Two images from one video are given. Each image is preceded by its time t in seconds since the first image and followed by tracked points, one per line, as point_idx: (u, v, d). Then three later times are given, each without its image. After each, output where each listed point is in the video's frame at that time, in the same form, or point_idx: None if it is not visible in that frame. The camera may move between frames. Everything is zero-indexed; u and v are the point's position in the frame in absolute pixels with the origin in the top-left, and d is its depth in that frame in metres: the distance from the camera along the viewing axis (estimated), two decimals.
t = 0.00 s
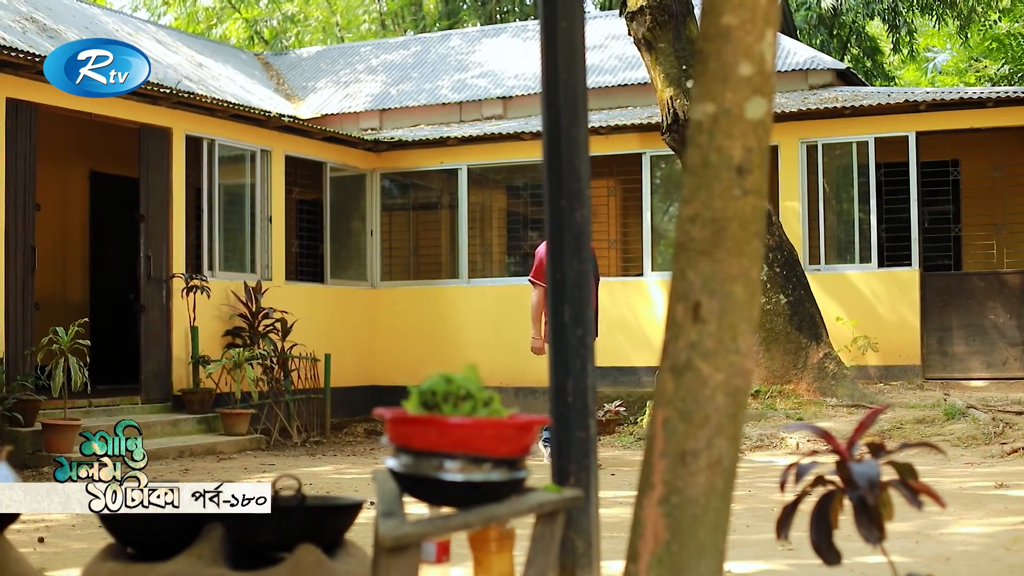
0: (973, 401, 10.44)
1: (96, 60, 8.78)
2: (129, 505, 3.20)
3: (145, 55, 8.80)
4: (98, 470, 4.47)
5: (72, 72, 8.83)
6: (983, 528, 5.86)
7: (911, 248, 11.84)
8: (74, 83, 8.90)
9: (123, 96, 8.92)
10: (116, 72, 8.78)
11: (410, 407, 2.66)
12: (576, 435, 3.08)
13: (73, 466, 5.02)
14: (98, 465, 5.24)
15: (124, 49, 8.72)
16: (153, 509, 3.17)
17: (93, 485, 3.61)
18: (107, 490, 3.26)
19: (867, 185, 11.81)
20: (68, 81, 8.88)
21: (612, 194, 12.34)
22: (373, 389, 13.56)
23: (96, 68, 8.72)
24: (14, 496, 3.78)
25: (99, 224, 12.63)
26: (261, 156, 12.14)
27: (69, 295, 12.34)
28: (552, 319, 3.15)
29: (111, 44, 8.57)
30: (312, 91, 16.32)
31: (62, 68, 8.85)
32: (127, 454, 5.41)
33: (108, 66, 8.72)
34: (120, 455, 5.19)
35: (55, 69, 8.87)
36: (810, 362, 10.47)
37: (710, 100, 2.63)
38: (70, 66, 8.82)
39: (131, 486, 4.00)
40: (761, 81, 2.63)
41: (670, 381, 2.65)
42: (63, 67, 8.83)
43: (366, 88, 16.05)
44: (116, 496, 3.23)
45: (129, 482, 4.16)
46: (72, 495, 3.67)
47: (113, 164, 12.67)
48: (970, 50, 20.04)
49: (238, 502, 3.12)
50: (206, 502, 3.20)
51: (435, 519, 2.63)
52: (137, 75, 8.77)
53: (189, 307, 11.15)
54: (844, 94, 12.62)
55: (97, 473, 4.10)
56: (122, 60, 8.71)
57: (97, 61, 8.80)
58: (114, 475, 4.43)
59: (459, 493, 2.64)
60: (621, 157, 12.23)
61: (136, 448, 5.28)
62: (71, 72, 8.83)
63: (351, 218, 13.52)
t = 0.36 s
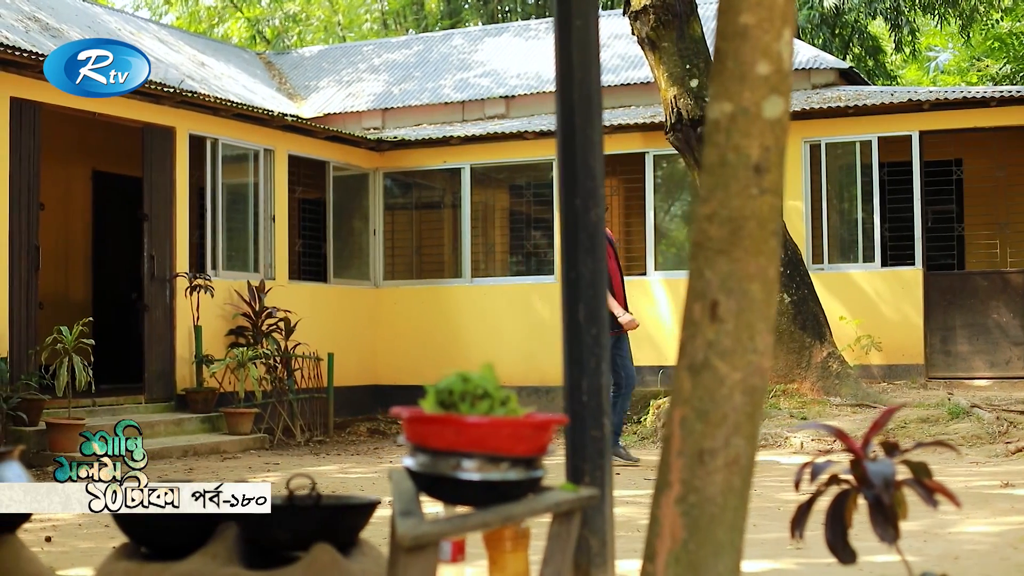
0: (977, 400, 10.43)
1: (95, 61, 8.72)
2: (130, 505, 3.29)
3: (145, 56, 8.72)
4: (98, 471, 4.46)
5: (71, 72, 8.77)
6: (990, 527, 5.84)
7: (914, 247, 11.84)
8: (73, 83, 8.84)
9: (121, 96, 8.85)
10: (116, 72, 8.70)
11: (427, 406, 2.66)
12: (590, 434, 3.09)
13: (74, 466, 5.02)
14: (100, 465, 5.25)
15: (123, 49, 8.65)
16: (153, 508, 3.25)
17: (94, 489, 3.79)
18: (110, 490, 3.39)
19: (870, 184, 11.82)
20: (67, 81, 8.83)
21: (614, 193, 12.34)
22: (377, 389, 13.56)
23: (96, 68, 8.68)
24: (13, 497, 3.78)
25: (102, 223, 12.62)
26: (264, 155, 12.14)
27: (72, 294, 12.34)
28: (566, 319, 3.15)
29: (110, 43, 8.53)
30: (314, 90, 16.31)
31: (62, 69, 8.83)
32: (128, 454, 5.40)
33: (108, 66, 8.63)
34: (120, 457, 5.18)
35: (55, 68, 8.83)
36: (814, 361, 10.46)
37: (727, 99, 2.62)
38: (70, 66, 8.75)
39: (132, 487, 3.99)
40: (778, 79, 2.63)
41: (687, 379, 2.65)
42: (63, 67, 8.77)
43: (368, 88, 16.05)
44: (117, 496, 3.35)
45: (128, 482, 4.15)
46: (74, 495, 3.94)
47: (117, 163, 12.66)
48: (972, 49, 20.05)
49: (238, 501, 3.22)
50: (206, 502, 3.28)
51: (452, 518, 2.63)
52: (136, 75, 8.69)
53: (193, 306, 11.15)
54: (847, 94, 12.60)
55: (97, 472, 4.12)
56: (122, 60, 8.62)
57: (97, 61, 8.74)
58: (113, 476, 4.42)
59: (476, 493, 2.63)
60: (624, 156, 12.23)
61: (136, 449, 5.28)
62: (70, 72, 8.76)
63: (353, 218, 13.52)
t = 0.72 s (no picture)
0: (979, 400, 10.42)
1: (95, 61, 8.68)
2: (131, 505, 3.31)
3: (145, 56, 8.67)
4: (103, 470, 4.47)
5: (71, 72, 8.72)
6: (996, 526, 5.83)
7: (915, 246, 11.85)
8: (72, 83, 8.79)
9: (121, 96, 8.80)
10: (116, 72, 8.65)
11: (442, 405, 2.66)
12: (604, 433, 3.09)
13: (73, 466, 5.02)
14: (102, 465, 5.25)
15: (123, 49, 8.61)
16: (153, 508, 3.28)
17: (95, 487, 3.81)
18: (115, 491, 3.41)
19: (871, 184, 11.82)
20: (67, 81, 8.78)
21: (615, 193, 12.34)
22: (379, 389, 13.56)
23: (96, 68, 8.62)
24: (13, 496, 3.78)
25: (103, 223, 12.60)
26: (265, 155, 12.12)
27: (73, 294, 12.33)
28: (579, 318, 3.15)
29: (110, 44, 8.47)
30: (315, 89, 16.30)
31: (63, 68, 8.75)
32: (128, 454, 5.39)
33: (108, 66, 8.59)
34: (122, 456, 5.18)
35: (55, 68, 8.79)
36: (815, 361, 10.46)
37: (743, 99, 2.63)
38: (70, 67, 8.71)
39: (132, 487, 3.99)
40: (794, 78, 2.62)
41: (703, 378, 2.65)
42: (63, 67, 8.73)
43: (369, 87, 16.04)
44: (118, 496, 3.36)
45: (128, 483, 4.15)
46: (75, 494, 3.83)
47: (118, 162, 12.65)
48: (973, 49, 20.05)
49: (239, 501, 3.27)
50: (206, 502, 3.29)
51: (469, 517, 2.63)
52: (137, 75, 8.66)
53: (194, 306, 11.14)
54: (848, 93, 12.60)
55: (100, 473, 4.13)
56: (122, 60, 8.58)
57: (97, 61, 8.69)
58: (115, 476, 4.42)
59: (493, 492, 2.64)
60: (625, 156, 12.22)
61: (136, 449, 5.27)
62: (71, 72, 8.71)
63: (354, 218, 13.51)
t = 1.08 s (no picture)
0: (977, 399, 10.43)
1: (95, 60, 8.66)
2: (131, 505, 3.30)
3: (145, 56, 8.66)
4: (103, 470, 4.45)
5: (71, 72, 8.70)
6: (998, 525, 5.83)
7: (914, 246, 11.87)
8: (73, 83, 8.77)
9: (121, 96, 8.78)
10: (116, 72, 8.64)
11: (456, 404, 2.66)
12: (614, 432, 3.08)
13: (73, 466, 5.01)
14: (102, 465, 5.23)
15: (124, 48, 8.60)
16: (153, 508, 3.28)
17: (95, 486, 3.72)
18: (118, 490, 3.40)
19: (869, 184, 11.83)
20: (67, 81, 8.76)
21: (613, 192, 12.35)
22: (378, 388, 13.57)
23: (97, 68, 8.59)
24: (13, 496, 3.76)
25: (100, 222, 12.57)
26: (263, 154, 12.10)
27: (70, 293, 12.31)
28: (589, 318, 3.15)
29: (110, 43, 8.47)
30: (312, 89, 16.28)
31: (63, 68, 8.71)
32: (128, 454, 5.39)
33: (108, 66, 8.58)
34: (121, 456, 5.16)
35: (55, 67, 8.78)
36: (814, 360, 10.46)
37: (756, 98, 2.64)
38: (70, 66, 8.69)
39: (131, 487, 3.97)
40: (808, 78, 2.63)
41: (716, 377, 2.67)
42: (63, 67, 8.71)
43: (366, 86, 16.04)
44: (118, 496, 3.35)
45: (128, 482, 4.14)
46: (74, 493, 3.72)
47: (115, 161, 12.62)
48: (969, 49, 20.13)
49: (238, 501, 3.29)
50: (206, 502, 3.26)
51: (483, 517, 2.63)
52: (137, 75, 8.65)
53: (192, 304, 11.12)
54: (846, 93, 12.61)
55: (99, 473, 4.11)
56: (122, 60, 8.58)
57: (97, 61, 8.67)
58: (116, 476, 4.41)
59: (506, 491, 2.63)
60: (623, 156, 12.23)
61: (136, 449, 5.26)
62: (71, 72, 8.69)
63: (351, 218, 13.49)
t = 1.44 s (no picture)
0: (975, 399, 10.44)
1: (95, 61, 8.66)
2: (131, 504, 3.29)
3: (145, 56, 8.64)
4: (102, 470, 4.43)
5: (70, 72, 8.68)
6: (999, 524, 5.83)
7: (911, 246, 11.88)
8: (72, 84, 8.74)
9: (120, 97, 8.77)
10: (115, 72, 8.62)
11: (468, 404, 2.66)
12: (624, 432, 3.08)
13: (74, 466, 4.99)
14: (102, 466, 5.21)
15: (123, 49, 8.59)
16: (153, 508, 3.27)
17: (96, 487, 3.69)
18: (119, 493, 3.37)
19: (866, 183, 11.84)
20: (66, 81, 8.73)
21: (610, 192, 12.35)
22: (375, 388, 13.56)
23: (96, 68, 8.57)
24: (13, 496, 3.74)
25: (96, 221, 12.54)
26: (260, 154, 12.08)
27: (67, 292, 12.28)
28: (598, 316, 3.15)
29: (110, 43, 8.47)
30: (308, 88, 16.26)
31: (62, 69, 8.69)
32: (128, 454, 5.37)
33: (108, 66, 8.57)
34: (121, 456, 5.14)
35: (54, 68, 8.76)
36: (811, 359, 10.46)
37: (769, 97, 2.64)
38: (69, 67, 8.67)
39: (132, 486, 3.96)
40: (820, 77, 2.64)
41: (729, 376, 2.68)
42: (61, 68, 8.68)
43: (362, 86, 16.02)
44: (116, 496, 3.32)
45: (130, 482, 4.13)
46: (75, 494, 3.69)
47: (111, 160, 12.59)
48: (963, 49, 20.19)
49: (238, 501, 3.30)
50: (205, 502, 3.27)
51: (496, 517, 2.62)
52: (137, 75, 8.63)
53: (189, 304, 11.10)
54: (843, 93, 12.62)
55: (98, 473, 4.09)
56: (122, 60, 8.57)
57: (97, 62, 8.66)
58: (116, 476, 4.40)
59: (519, 491, 2.63)
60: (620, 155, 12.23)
61: (137, 449, 5.26)
62: (70, 72, 8.66)
63: (347, 218, 13.47)
